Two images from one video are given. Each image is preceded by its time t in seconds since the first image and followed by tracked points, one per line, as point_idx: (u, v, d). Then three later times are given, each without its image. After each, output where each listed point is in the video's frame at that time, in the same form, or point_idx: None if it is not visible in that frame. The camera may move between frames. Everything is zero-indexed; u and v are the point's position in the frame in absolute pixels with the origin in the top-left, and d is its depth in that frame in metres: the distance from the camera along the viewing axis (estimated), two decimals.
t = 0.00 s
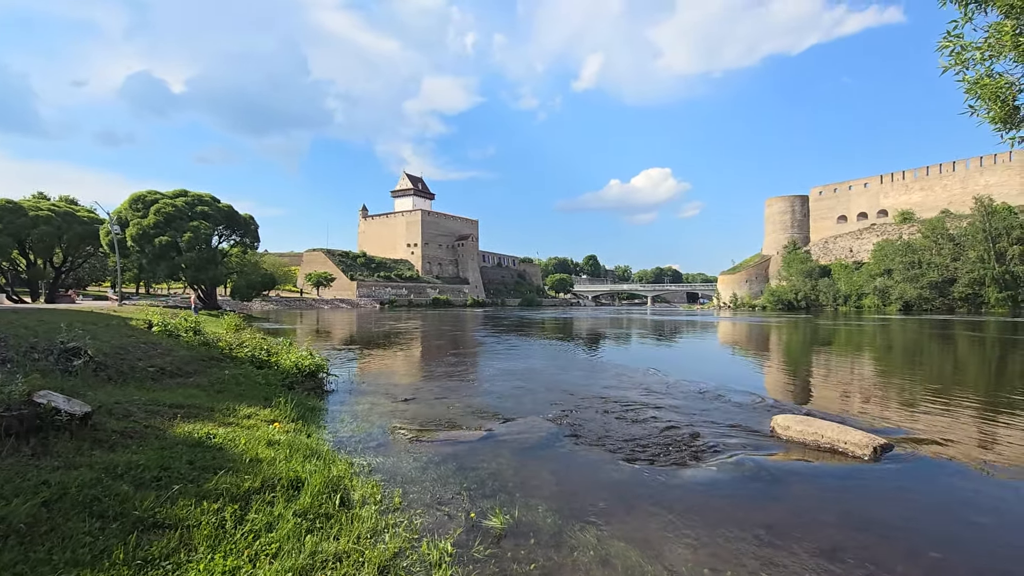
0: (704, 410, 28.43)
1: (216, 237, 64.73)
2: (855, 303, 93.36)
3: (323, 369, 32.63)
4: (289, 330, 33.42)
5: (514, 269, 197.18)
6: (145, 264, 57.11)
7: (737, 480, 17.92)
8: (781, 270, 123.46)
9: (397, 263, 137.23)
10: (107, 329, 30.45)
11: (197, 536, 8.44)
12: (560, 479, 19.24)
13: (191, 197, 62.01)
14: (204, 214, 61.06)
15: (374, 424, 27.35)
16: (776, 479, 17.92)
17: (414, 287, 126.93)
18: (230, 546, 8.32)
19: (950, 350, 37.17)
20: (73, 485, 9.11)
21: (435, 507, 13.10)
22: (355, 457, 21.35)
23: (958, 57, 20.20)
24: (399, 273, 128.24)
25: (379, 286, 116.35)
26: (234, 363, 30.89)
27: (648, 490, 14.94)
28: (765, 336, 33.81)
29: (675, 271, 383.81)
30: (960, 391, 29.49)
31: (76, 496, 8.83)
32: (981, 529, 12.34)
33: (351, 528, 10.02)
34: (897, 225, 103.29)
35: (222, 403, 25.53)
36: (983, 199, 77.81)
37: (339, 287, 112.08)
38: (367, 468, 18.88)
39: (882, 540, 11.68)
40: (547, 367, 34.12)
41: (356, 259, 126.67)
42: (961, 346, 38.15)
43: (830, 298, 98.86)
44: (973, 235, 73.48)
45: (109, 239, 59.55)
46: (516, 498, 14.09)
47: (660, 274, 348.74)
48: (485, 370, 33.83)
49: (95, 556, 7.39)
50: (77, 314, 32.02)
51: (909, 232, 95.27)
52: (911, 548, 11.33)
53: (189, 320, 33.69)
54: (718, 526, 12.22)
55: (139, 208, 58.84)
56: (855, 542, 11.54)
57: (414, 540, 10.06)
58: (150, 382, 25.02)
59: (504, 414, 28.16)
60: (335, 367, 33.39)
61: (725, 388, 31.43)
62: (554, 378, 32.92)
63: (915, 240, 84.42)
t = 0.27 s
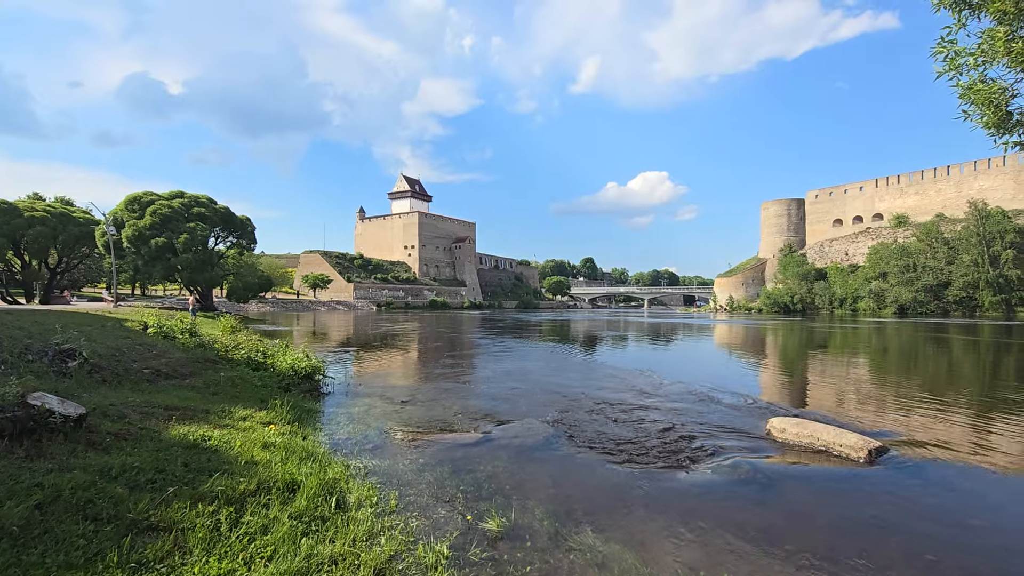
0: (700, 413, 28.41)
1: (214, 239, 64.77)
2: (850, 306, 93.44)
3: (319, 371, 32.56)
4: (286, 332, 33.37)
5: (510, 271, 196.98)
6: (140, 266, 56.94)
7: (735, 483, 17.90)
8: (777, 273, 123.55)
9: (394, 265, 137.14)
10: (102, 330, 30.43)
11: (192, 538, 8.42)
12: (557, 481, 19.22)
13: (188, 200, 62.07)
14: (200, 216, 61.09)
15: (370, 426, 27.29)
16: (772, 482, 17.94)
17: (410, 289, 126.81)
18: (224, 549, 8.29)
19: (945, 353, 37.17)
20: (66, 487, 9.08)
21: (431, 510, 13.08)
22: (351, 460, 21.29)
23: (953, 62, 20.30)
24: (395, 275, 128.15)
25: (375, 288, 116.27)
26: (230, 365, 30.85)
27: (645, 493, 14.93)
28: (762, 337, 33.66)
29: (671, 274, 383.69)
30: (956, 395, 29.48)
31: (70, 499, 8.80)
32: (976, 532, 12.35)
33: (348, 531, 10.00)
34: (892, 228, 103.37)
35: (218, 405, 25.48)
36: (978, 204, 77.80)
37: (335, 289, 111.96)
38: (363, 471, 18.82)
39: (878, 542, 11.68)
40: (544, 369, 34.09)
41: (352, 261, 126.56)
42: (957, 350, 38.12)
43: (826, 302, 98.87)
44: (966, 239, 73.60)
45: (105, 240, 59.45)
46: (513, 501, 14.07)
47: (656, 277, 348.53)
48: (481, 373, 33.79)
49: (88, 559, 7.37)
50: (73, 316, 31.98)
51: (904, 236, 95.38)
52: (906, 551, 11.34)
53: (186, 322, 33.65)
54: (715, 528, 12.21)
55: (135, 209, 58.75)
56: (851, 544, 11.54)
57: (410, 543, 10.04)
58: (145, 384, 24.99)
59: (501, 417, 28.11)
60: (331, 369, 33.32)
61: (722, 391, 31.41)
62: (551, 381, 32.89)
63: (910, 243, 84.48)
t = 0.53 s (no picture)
0: (696, 416, 28.34)
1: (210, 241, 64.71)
2: (847, 309, 93.44)
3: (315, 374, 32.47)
4: (283, 334, 33.31)
5: (507, 274, 196.73)
6: (136, 268, 56.85)
7: (729, 486, 17.84)
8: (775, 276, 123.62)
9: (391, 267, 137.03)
10: (98, 332, 30.38)
11: (187, 542, 8.38)
12: (553, 484, 19.18)
13: (184, 202, 62.06)
14: (197, 217, 60.99)
15: (367, 430, 27.30)
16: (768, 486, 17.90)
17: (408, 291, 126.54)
18: (220, 552, 8.26)
19: (941, 357, 37.14)
20: (61, 490, 9.04)
21: (427, 513, 13.05)
22: (348, 463, 21.27)
23: (947, 67, 20.33)
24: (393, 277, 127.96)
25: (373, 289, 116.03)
26: (226, 368, 30.78)
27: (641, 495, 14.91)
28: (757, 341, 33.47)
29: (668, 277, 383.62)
30: (952, 398, 29.46)
31: (64, 502, 8.77)
32: (970, 535, 12.34)
33: (343, 534, 9.98)
34: (888, 232, 103.53)
35: (214, 408, 25.37)
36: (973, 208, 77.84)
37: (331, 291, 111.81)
38: (360, 472, 18.81)
39: (873, 545, 11.67)
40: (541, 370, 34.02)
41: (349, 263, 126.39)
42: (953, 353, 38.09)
43: (823, 305, 98.93)
44: (961, 244, 73.64)
45: (101, 242, 59.16)
46: (510, 503, 14.05)
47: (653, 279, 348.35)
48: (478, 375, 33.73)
49: (83, 562, 7.34)
50: (69, 318, 31.92)
51: (900, 240, 95.57)
52: (901, 553, 11.34)
53: (182, 324, 33.60)
54: (710, 531, 12.19)
55: (132, 211, 58.58)
56: (846, 547, 11.55)
57: (406, 546, 10.02)
58: (140, 387, 24.91)
59: (497, 419, 28.07)
60: (328, 371, 33.21)
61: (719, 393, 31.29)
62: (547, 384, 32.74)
63: (906, 247, 84.63)
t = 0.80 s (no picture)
0: (701, 423, 27.22)
1: (197, 241, 63.33)
2: (854, 313, 92.44)
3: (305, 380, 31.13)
4: (271, 338, 32.07)
5: (504, 276, 194.70)
6: (119, 269, 55.44)
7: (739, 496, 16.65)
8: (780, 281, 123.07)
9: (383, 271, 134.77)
10: (80, 336, 29.10)
11: (170, 554, 7.21)
12: (551, 494, 17.96)
13: (170, 201, 60.70)
14: (182, 217, 59.64)
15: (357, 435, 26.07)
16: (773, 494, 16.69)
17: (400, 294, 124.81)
18: (204, 567, 7.09)
19: (952, 363, 36.15)
20: (40, 499, 7.82)
21: (418, 524, 11.85)
22: (337, 473, 20.05)
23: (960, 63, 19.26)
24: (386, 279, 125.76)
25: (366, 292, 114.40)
26: (212, 373, 29.47)
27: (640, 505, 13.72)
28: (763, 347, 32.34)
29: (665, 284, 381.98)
30: (965, 406, 28.34)
31: (43, 511, 7.56)
32: (1005, 548, 11.17)
33: (335, 546, 8.80)
34: (899, 233, 102.80)
35: (200, 414, 24.01)
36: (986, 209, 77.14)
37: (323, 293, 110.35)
38: (351, 482, 17.50)
39: (899, 559, 10.51)
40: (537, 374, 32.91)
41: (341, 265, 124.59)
42: (965, 360, 37.07)
43: (830, 309, 97.72)
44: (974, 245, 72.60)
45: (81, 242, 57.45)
46: (506, 514, 12.86)
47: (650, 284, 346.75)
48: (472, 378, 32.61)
49: None
50: (49, 320, 30.65)
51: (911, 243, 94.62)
52: (931, 569, 10.17)
53: (166, 327, 32.35)
54: (718, 544, 11.03)
55: (115, 209, 57.27)
56: (871, 561, 10.38)
57: (400, 559, 8.85)
58: (122, 393, 23.58)
59: (492, 426, 26.94)
60: (318, 378, 31.89)
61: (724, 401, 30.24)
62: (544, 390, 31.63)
63: (917, 249, 83.92)
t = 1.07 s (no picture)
0: (770, 461, 18.74)
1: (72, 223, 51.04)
2: (963, 323, 62.44)
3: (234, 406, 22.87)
4: (183, 355, 23.82)
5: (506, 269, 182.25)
6: None
7: (944, 551, 9.32)
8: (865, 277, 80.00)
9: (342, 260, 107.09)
10: None
11: None
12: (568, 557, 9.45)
13: None
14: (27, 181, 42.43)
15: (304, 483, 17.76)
16: None
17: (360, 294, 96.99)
18: None
19: None
20: None
21: None
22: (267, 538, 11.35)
23: None
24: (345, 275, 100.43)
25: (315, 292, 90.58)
26: (103, 403, 20.81)
27: None
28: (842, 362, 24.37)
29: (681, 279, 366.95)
30: None
31: None
32: None
33: None
34: None
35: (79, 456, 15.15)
36: None
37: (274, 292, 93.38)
38: (293, 541, 9.00)
39: None
40: (540, 376, 25.15)
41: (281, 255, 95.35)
42: None
43: (930, 318, 65.87)
44: None
45: None
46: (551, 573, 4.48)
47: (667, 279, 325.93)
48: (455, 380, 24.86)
49: None
50: None
51: None
52: None
53: (42, 341, 23.99)
54: None
55: None
56: None
57: None
58: None
59: (484, 464, 19.19)
60: (249, 407, 23.57)
61: (797, 419, 22.42)
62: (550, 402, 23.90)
63: None
